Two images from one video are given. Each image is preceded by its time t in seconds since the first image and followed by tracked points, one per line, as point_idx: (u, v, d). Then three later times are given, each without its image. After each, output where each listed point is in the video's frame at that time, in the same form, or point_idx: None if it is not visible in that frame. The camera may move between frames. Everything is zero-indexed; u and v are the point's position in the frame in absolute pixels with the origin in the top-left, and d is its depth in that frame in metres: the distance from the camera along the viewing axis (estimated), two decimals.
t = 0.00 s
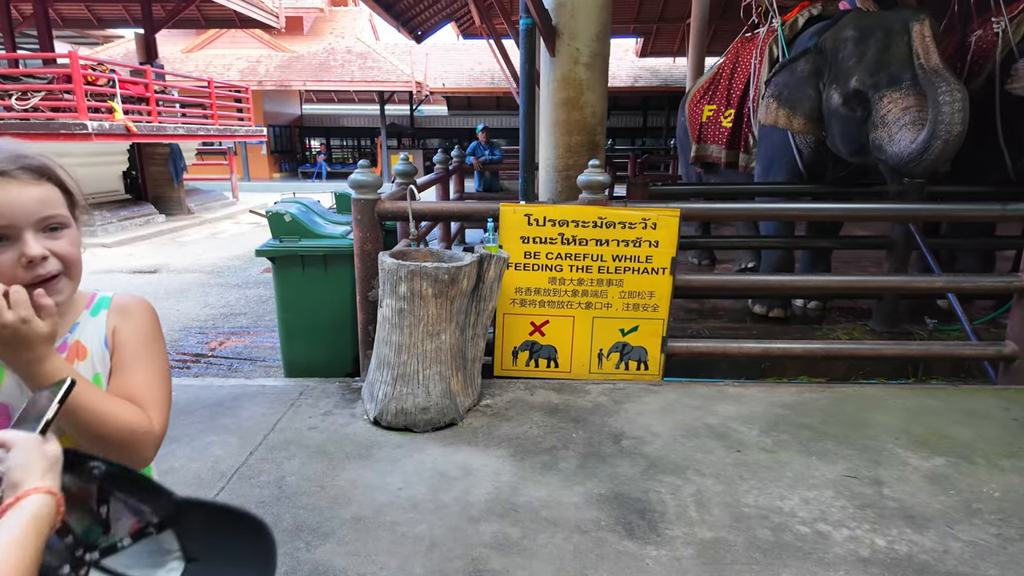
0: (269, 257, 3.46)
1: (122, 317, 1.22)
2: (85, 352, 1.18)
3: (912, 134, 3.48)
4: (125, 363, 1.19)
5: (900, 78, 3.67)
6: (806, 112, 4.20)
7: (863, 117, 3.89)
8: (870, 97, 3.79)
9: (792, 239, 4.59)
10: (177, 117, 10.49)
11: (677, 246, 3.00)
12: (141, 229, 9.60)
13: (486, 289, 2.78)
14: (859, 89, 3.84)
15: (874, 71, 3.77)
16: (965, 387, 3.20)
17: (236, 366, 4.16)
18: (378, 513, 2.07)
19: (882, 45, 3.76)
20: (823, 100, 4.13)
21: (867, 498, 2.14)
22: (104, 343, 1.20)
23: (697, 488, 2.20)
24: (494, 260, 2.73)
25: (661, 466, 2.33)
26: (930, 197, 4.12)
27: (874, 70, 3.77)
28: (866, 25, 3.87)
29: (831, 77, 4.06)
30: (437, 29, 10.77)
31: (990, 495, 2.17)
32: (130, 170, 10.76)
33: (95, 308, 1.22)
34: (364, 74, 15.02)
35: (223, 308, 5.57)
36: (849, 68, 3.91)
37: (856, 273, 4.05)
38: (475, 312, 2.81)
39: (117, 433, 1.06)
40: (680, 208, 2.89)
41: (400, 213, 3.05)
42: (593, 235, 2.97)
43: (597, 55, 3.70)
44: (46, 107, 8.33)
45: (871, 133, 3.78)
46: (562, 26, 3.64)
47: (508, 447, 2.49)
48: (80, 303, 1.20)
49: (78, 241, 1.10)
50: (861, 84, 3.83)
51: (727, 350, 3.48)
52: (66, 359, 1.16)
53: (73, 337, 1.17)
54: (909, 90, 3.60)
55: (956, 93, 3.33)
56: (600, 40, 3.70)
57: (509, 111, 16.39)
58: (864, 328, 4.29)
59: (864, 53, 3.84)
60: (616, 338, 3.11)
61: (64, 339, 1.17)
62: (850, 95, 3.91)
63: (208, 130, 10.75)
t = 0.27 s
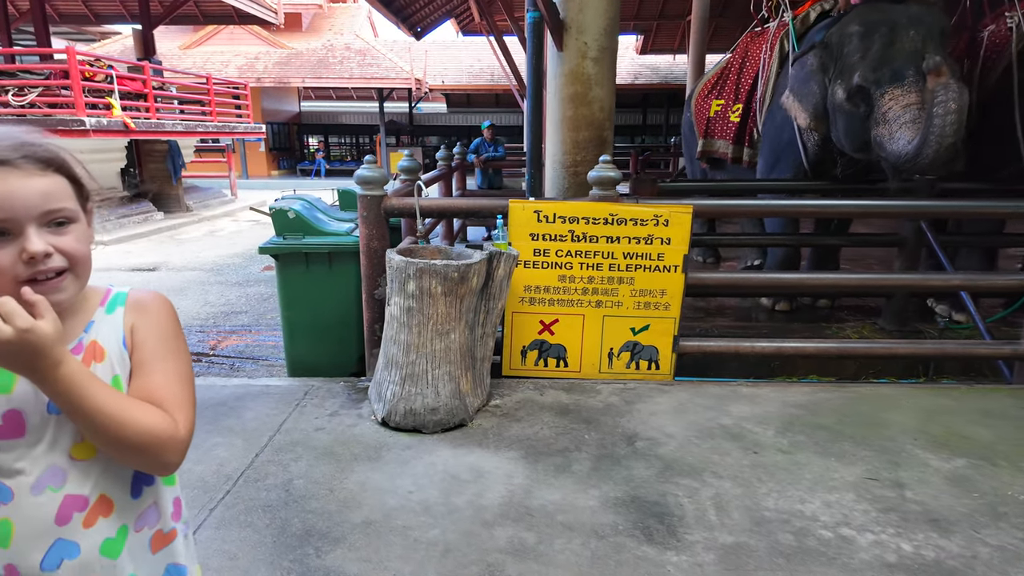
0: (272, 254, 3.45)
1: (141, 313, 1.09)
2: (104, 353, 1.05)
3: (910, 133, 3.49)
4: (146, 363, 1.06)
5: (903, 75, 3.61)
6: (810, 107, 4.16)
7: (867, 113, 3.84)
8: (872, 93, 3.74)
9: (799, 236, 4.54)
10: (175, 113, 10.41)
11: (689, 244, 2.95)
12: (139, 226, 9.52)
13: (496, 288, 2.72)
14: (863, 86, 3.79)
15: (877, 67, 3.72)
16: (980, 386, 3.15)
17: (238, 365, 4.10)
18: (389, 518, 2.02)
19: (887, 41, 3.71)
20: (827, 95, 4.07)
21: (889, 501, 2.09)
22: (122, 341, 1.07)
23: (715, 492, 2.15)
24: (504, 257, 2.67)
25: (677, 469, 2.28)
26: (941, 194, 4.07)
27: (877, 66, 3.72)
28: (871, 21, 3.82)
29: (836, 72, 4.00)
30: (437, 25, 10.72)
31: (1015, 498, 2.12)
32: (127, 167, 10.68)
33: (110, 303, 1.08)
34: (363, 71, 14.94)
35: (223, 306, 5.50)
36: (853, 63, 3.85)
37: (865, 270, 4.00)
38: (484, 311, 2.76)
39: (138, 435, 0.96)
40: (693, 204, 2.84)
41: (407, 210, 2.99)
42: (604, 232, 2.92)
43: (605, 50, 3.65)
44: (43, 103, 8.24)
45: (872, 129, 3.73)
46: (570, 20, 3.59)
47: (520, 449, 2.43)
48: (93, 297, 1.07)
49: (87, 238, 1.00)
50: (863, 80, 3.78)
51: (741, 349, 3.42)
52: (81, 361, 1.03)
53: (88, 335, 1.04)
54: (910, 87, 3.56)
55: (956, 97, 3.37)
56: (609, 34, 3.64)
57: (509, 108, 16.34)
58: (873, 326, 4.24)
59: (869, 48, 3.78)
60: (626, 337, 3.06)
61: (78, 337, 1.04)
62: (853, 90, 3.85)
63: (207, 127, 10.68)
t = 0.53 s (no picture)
0: (284, 251, 3.43)
1: (187, 317, 1.10)
2: (152, 359, 1.05)
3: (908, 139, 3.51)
4: (198, 370, 1.08)
5: (907, 75, 3.57)
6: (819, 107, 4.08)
7: (872, 112, 3.80)
8: (876, 93, 3.71)
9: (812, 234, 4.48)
10: (175, 110, 10.32)
11: (710, 241, 2.90)
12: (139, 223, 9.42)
13: (514, 286, 2.67)
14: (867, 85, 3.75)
15: (881, 67, 3.68)
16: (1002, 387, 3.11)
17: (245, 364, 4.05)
18: (412, 522, 1.96)
19: (892, 40, 3.67)
20: (836, 93, 4.01)
21: (923, 504, 2.05)
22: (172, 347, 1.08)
23: (744, 495, 2.10)
24: (523, 255, 2.61)
25: (703, 471, 2.23)
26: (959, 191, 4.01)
27: (881, 65, 3.69)
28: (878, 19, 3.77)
29: (843, 71, 3.94)
30: (439, 22, 10.64)
31: None
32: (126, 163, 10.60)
33: (158, 304, 1.09)
34: (364, 68, 14.86)
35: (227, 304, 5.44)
36: (859, 63, 3.80)
37: (882, 269, 3.95)
38: (502, 310, 2.70)
39: (208, 455, 0.99)
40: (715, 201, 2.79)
41: (422, 206, 2.94)
42: (623, 229, 2.87)
43: (620, 44, 3.58)
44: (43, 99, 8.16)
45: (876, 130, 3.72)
46: (584, 14, 3.52)
47: (542, 451, 2.38)
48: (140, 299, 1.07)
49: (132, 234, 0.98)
50: (867, 79, 3.76)
51: (760, 348, 3.38)
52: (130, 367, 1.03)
53: (138, 340, 1.05)
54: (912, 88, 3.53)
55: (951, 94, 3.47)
56: (623, 28, 3.57)
57: (510, 105, 16.27)
58: (888, 325, 4.18)
59: (875, 46, 3.74)
60: (645, 336, 3.02)
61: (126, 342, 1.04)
62: (859, 89, 3.82)
63: (207, 123, 10.58)
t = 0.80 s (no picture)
0: (300, 246, 3.42)
1: (240, 314, 1.07)
2: (205, 360, 1.02)
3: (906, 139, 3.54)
4: (252, 369, 1.05)
5: (910, 71, 3.56)
6: (828, 102, 4.05)
7: (877, 108, 3.81)
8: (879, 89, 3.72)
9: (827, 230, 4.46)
10: (178, 105, 10.26)
11: (734, 236, 2.86)
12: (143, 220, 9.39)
13: (538, 281, 2.64)
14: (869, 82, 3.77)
15: (884, 63, 3.67)
16: None
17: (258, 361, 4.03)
18: (444, 519, 1.94)
19: (898, 36, 3.64)
20: (845, 88, 4.00)
21: (959, 502, 2.03)
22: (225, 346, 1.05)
23: (778, 493, 2.08)
24: (546, 250, 2.58)
25: (734, 469, 2.21)
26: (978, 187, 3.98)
27: (885, 62, 3.68)
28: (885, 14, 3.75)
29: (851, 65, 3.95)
30: (442, 16, 10.58)
31: None
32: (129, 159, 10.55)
33: (211, 301, 1.06)
34: (366, 63, 14.79)
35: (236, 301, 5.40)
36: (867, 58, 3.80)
37: (900, 265, 3.93)
38: (526, 305, 2.67)
39: (259, 457, 0.96)
40: (740, 195, 2.75)
41: (443, 201, 2.94)
42: (646, 224, 2.83)
43: (639, 37, 3.54)
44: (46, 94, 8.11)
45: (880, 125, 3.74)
46: (602, 6, 3.49)
47: (569, 448, 2.36)
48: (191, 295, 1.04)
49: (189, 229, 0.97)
50: (870, 76, 3.76)
51: (780, 345, 3.35)
52: (184, 366, 1.00)
53: (192, 339, 1.01)
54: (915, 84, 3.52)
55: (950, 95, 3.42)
56: (642, 20, 3.53)
57: (512, 101, 16.22)
58: (906, 322, 4.17)
59: (881, 41, 3.73)
60: (667, 332, 2.98)
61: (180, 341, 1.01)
62: (864, 85, 3.83)
63: (210, 118, 10.52)
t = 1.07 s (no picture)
0: (322, 242, 3.45)
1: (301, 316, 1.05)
2: (265, 363, 1.01)
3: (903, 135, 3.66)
4: (312, 374, 1.01)
5: (912, 63, 3.56)
6: (840, 97, 4.03)
7: (881, 101, 3.80)
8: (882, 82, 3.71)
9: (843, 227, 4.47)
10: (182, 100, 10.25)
11: (760, 232, 2.86)
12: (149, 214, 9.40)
13: (565, 277, 2.63)
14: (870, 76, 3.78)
15: (887, 55, 3.67)
16: None
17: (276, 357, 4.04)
18: (482, 515, 1.94)
19: (901, 29, 3.64)
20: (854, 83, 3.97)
21: (993, 497, 2.03)
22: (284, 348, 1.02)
23: (811, 488, 2.08)
24: (573, 245, 2.57)
25: (766, 465, 2.21)
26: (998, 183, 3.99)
27: (887, 55, 3.68)
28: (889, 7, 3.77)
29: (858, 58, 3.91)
30: (447, 10, 10.55)
31: None
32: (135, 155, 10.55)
33: (279, 302, 1.05)
34: (369, 57, 14.74)
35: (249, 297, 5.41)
36: (870, 52, 3.80)
37: (919, 260, 3.93)
38: (552, 301, 2.67)
39: (306, 465, 0.90)
40: (767, 191, 2.76)
41: (468, 195, 2.90)
42: (672, 220, 2.84)
43: (659, 31, 3.54)
44: (53, 88, 8.10)
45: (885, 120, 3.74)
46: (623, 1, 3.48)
47: (599, 444, 2.36)
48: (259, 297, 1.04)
49: (251, 239, 0.93)
50: (873, 68, 3.75)
51: (801, 341, 3.36)
52: (244, 369, 0.99)
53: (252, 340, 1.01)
54: (916, 76, 3.53)
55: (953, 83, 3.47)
56: (662, 15, 3.54)
57: (516, 96, 16.19)
58: (923, 319, 4.18)
59: (884, 34, 3.72)
60: (691, 328, 2.99)
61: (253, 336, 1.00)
62: (869, 78, 3.82)
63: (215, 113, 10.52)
